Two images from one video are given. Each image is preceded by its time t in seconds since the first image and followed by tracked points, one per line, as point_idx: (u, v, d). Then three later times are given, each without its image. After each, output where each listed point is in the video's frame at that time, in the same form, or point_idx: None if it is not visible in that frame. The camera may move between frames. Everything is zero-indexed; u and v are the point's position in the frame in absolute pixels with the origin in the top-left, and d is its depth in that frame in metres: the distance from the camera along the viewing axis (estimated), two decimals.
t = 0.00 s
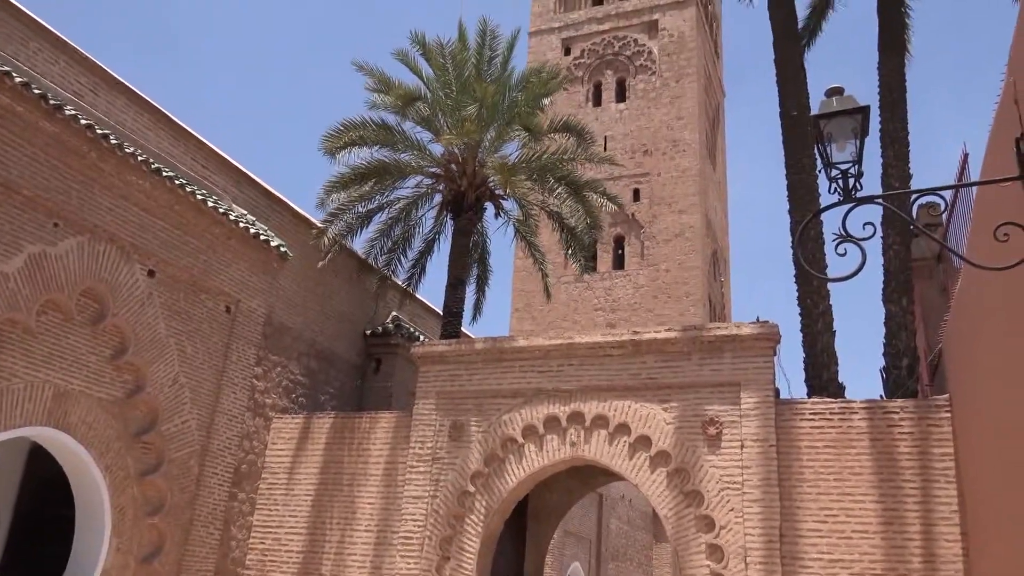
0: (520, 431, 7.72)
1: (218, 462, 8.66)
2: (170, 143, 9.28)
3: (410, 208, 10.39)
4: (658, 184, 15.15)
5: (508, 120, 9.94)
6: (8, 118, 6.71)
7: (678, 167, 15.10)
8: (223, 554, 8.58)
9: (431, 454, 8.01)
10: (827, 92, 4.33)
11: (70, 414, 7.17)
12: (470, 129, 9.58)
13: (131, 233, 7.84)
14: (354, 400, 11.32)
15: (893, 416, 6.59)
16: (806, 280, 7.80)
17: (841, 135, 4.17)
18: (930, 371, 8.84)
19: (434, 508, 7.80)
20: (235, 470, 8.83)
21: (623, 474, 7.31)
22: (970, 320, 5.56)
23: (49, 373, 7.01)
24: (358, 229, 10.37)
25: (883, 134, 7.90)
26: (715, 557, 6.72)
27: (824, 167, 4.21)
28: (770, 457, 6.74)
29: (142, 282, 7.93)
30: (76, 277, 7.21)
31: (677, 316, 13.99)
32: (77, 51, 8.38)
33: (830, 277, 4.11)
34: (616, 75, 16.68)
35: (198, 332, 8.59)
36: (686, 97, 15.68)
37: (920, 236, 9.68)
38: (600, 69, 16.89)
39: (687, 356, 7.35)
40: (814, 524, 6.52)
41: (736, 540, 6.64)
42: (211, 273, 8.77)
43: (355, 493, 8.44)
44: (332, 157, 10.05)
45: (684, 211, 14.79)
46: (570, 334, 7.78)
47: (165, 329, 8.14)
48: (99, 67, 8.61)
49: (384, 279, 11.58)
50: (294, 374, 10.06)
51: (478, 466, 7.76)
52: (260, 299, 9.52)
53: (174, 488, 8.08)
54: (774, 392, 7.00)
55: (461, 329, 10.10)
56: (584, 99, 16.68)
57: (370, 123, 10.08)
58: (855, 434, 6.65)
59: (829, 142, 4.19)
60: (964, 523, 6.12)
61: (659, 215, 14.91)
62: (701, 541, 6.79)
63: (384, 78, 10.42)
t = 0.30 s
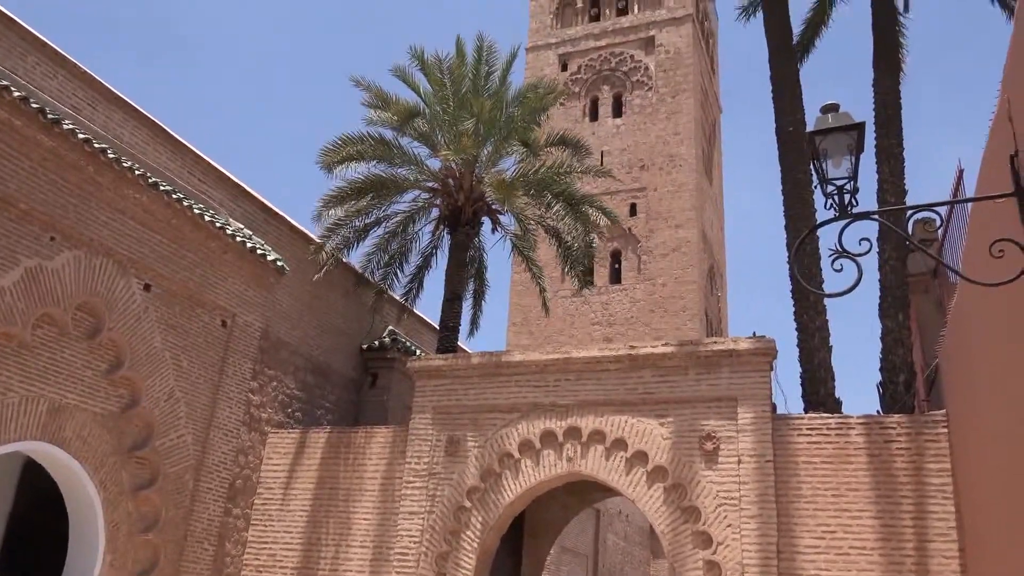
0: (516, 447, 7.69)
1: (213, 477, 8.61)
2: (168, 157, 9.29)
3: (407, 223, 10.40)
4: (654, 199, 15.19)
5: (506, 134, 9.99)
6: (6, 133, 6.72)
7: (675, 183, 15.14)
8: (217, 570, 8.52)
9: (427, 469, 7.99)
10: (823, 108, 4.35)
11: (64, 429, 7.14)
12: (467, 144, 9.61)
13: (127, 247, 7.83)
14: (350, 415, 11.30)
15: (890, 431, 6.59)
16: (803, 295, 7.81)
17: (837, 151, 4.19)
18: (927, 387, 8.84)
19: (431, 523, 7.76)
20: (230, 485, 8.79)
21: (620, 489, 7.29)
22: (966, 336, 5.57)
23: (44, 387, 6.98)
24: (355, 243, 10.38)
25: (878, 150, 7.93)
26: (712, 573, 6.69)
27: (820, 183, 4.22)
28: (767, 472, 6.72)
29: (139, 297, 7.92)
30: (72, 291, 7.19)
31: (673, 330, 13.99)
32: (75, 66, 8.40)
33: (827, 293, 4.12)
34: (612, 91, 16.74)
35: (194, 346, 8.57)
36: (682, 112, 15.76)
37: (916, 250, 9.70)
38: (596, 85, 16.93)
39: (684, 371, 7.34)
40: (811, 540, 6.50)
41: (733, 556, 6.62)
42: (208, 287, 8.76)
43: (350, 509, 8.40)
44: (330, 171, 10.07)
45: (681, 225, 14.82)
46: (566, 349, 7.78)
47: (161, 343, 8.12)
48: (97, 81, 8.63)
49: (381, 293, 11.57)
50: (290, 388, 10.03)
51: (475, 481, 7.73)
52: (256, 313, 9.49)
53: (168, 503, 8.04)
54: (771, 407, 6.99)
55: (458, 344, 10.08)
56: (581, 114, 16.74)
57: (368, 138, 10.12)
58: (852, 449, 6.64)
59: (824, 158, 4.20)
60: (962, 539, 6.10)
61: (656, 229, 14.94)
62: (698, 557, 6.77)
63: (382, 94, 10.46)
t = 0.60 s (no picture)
0: (513, 462, 7.67)
1: (208, 493, 8.56)
2: (165, 172, 9.30)
3: (404, 237, 10.41)
4: (651, 215, 15.22)
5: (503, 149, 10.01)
6: (3, 147, 6.72)
7: (672, 198, 15.18)
8: None
9: (424, 485, 7.95)
10: (819, 126, 4.37)
11: (58, 444, 7.10)
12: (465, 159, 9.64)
13: (124, 262, 7.83)
14: (347, 430, 11.26)
15: (887, 447, 6.57)
16: (799, 311, 7.81)
17: (832, 168, 4.20)
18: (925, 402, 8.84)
19: (427, 540, 7.72)
20: (225, 501, 8.74)
21: (617, 506, 7.26)
22: (962, 353, 5.57)
23: (39, 402, 6.95)
24: (352, 257, 10.38)
25: (874, 166, 7.96)
26: None
27: (816, 200, 4.24)
28: (764, 489, 6.70)
29: (135, 311, 7.91)
30: (67, 305, 7.18)
31: (670, 346, 13.99)
32: (73, 81, 8.42)
33: (823, 309, 4.12)
34: (609, 107, 16.81)
35: (190, 361, 8.54)
36: (679, 128, 15.82)
37: (912, 267, 9.72)
38: (593, 101, 17.00)
39: (681, 387, 7.33)
40: (809, 557, 6.46)
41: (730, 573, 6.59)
42: (204, 302, 8.74)
43: (346, 525, 8.35)
44: (327, 187, 10.08)
45: (677, 240, 14.85)
46: (563, 365, 7.76)
47: (157, 358, 8.10)
48: (95, 96, 8.65)
49: (378, 308, 11.56)
50: (286, 404, 10.00)
51: (471, 498, 7.70)
52: (253, 328, 9.47)
53: (162, 519, 7.99)
54: (768, 423, 6.98)
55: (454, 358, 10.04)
56: (578, 130, 16.81)
57: (365, 153, 10.14)
58: (850, 466, 6.63)
59: (820, 175, 4.22)
60: (959, 556, 6.07)
61: (653, 245, 14.96)
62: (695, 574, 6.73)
63: (379, 109, 10.49)
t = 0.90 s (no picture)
0: (510, 478, 7.63)
1: (203, 509, 8.51)
2: (163, 187, 9.31)
3: (401, 253, 10.42)
4: (648, 230, 15.25)
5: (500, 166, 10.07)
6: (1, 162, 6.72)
7: (669, 214, 15.22)
8: None
9: (420, 502, 7.91)
10: (815, 143, 4.39)
11: (52, 460, 7.05)
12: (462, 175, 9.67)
13: (121, 277, 7.82)
14: (343, 446, 11.21)
15: (885, 464, 6.55)
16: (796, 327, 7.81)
17: (828, 186, 4.21)
18: (922, 419, 8.83)
19: (423, 557, 7.68)
20: (220, 517, 8.68)
21: (614, 523, 7.22)
22: (959, 370, 5.57)
23: (33, 418, 6.91)
24: (349, 273, 10.38)
25: (869, 183, 7.99)
26: None
27: (812, 217, 4.24)
28: (762, 505, 6.68)
29: (131, 326, 7.88)
30: (63, 321, 7.16)
31: (667, 361, 13.98)
32: (72, 96, 8.44)
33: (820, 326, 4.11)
34: (606, 123, 16.88)
35: (185, 377, 8.51)
36: (675, 144, 15.89)
37: (908, 283, 9.74)
38: (590, 117, 17.07)
39: (678, 403, 7.32)
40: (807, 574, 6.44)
41: None
42: (200, 317, 8.73)
43: (341, 542, 8.30)
44: (324, 202, 10.10)
45: (674, 256, 14.87)
46: (560, 381, 7.75)
47: (152, 373, 8.07)
48: (93, 112, 8.66)
49: (374, 323, 11.54)
50: (282, 420, 9.96)
51: (468, 514, 7.66)
52: (249, 343, 9.45)
53: (156, 536, 7.93)
54: (765, 439, 6.97)
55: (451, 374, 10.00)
56: (575, 146, 16.87)
57: (363, 169, 10.17)
58: (847, 482, 6.61)
59: (816, 192, 4.23)
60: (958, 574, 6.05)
61: (649, 260, 14.98)
62: None
63: (377, 125, 10.53)
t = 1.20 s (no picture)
0: (506, 495, 7.59)
1: (197, 526, 8.45)
2: (160, 203, 9.31)
3: (397, 268, 10.41)
4: (645, 246, 15.27)
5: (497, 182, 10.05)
6: None
7: (665, 230, 15.25)
8: None
9: (416, 519, 7.86)
10: (810, 160, 4.40)
11: (46, 476, 7.01)
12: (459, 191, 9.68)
13: (117, 292, 7.80)
14: (338, 463, 11.17)
15: (882, 481, 6.53)
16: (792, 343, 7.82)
17: (823, 203, 4.23)
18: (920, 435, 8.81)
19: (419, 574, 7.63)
20: (215, 534, 8.63)
21: (611, 540, 7.18)
22: (955, 386, 5.56)
23: (27, 434, 6.87)
24: (345, 288, 10.38)
25: (865, 200, 8.02)
26: None
27: (808, 233, 4.25)
28: (759, 522, 6.66)
29: (126, 342, 7.86)
30: (58, 336, 7.13)
31: (664, 377, 13.97)
32: (69, 112, 8.46)
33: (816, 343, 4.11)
34: (603, 139, 16.93)
35: (181, 393, 8.48)
36: (672, 161, 15.94)
37: (904, 299, 9.75)
38: (587, 133, 17.13)
39: (675, 419, 7.30)
40: None
41: None
42: (196, 332, 8.71)
43: (336, 559, 8.25)
44: (321, 218, 10.11)
45: (671, 272, 14.89)
46: (557, 397, 7.73)
47: (148, 389, 8.04)
48: (90, 127, 8.67)
49: (370, 339, 11.52)
50: (277, 436, 9.92)
51: (464, 531, 7.62)
52: (245, 359, 9.42)
53: (150, 553, 7.87)
54: (763, 456, 6.95)
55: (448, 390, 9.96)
56: (572, 162, 16.92)
57: (360, 185, 10.18)
58: (845, 499, 6.58)
59: (812, 209, 4.24)
60: None
61: (646, 275, 15.00)
62: None
63: (374, 141, 10.56)
